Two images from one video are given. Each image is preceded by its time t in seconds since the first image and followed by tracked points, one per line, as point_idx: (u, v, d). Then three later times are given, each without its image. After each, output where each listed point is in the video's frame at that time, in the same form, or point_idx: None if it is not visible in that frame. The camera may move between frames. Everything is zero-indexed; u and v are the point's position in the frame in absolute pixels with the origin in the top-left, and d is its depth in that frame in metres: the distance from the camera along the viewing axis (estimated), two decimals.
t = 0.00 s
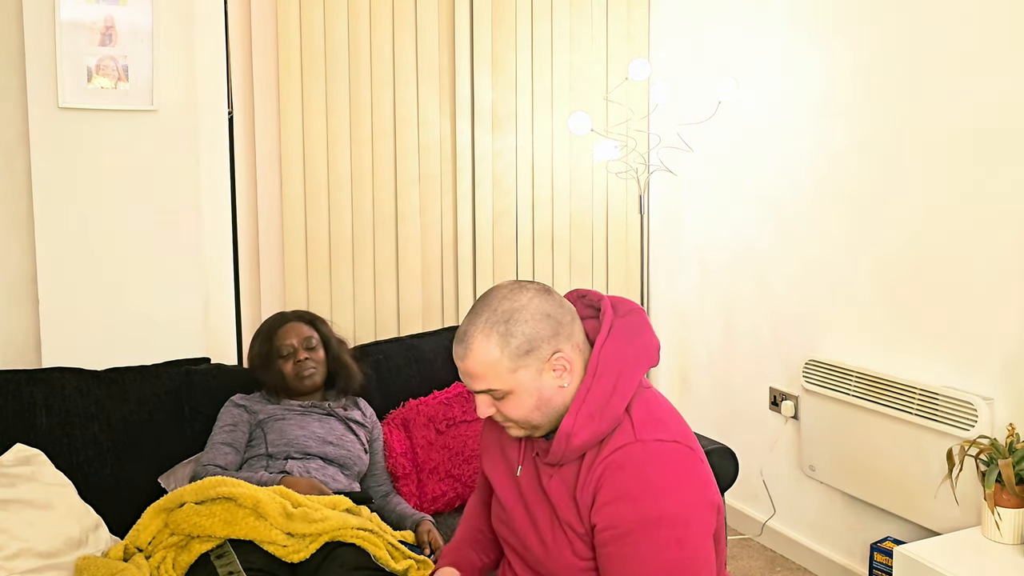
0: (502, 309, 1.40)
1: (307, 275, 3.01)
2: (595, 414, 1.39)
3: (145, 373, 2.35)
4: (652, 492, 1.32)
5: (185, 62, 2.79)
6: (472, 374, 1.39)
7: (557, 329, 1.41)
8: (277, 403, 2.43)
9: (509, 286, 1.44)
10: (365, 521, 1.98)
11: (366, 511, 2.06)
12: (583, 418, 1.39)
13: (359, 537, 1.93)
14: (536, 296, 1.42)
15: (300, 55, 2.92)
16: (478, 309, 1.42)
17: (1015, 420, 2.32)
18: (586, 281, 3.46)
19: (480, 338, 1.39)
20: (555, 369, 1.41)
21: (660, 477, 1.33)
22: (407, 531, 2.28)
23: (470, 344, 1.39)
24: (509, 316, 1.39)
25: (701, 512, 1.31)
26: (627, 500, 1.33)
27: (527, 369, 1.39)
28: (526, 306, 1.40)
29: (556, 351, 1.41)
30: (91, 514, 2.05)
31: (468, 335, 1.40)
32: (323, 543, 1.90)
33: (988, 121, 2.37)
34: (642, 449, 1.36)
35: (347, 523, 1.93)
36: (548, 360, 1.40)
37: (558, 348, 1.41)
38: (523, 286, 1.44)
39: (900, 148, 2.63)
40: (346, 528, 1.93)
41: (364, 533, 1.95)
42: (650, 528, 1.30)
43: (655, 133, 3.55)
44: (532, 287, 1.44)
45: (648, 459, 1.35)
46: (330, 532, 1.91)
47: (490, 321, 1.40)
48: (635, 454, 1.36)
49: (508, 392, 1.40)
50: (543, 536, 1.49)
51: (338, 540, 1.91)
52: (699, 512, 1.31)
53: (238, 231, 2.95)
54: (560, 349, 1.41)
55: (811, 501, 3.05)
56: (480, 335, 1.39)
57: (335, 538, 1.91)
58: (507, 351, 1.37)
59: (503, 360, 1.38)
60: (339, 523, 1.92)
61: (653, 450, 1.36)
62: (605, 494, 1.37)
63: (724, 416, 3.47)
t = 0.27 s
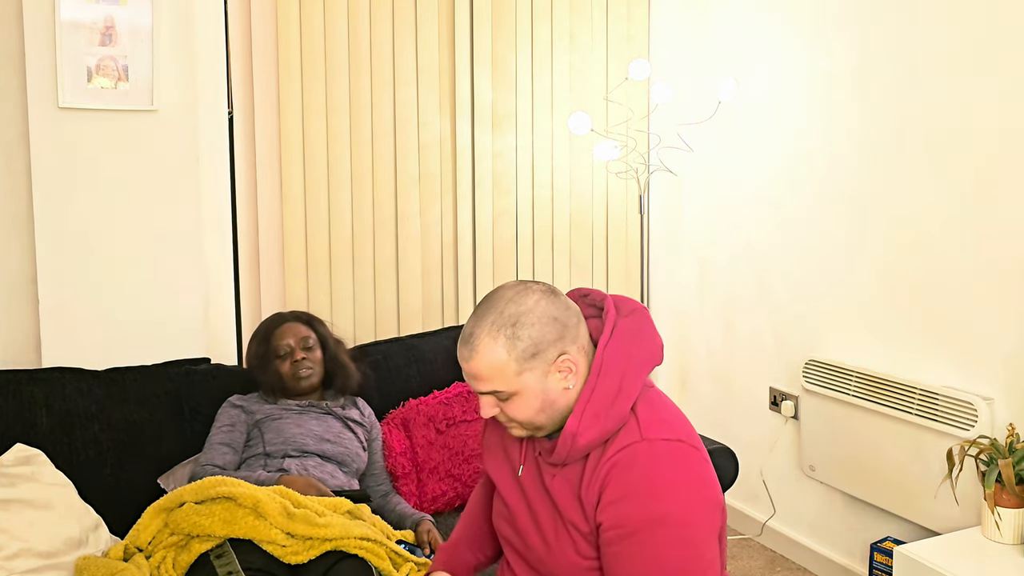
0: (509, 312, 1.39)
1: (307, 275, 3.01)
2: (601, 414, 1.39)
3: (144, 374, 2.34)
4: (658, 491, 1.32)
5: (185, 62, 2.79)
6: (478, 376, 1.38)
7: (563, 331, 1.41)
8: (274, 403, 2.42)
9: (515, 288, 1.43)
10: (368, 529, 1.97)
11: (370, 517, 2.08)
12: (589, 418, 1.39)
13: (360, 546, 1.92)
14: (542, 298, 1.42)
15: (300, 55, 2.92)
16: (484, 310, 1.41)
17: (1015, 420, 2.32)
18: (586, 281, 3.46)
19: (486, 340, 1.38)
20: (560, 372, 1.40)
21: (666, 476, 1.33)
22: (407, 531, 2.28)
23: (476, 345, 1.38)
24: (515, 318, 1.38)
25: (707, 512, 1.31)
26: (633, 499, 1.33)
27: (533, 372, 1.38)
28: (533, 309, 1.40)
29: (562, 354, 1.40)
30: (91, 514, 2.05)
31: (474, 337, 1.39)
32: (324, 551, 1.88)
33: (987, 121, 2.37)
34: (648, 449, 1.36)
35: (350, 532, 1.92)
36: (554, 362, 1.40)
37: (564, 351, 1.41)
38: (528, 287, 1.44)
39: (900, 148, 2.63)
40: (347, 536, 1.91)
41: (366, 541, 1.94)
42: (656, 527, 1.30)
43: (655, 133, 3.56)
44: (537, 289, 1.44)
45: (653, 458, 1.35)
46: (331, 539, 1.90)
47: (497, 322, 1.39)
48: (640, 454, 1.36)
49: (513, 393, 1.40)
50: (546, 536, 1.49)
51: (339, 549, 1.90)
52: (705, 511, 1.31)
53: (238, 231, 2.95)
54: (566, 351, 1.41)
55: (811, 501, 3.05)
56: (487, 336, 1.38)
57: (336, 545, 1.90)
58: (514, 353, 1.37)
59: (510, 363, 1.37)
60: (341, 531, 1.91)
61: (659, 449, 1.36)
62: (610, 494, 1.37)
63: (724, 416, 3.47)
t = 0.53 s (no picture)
0: (518, 303, 1.39)
1: (307, 275, 3.01)
2: (604, 410, 1.39)
3: (145, 374, 2.35)
4: (659, 488, 1.32)
5: (185, 62, 2.79)
6: (484, 367, 1.39)
7: (571, 325, 1.41)
8: (273, 403, 2.42)
9: (524, 281, 1.43)
10: (368, 530, 1.97)
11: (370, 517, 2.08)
12: (592, 414, 1.39)
13: (360, 548, 1.92)
14: (551, 292, 1.41)
15: (300, 55, 2.92)
16: (493, 301, 1.41)
17: (1015, 420, 2.32)
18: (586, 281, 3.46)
19: (494, 331, 1.38)
20: (566, 366, 1.41)
21: (667, 474, 1.33)
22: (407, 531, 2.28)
23: (483, 337, 1.38)
24: (524, 310, 1.38)
25: (707, 511, 1.31)
26: (633, 495, 1.33)
27: (539, 365, 1.38)
28: (542, 302, 1.40)
29: (569, 348, 1.40)
30: (91, 514, 2.05)
31: (481, 328, 1.39)
32: (324, 552, 1.88)
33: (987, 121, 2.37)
34: (650, 446, 1.36)
35: (349, 534, 1.92)
36: (560, 357, 1.40)
37: (571, 345, 1.41)
38: (538, 281, 1.44)
39: (901, 148, 2.63)
40: (347, 538, 1.91)
41: (366, 543, 1.94)
42: (655, 524, 1.30)
43: (654, 133, 3.56)
44: (547, 283, 1.43)
45: (655, 456, 1.35)
46: (331, 541, 1.90)
47: (505, 314, 1.39)
48: (643, 451, 1.36)
49: (518, 386, 1.40)
50: (545, 531, 1.48)
51: (339, 551, 1.90)
52: (704, 510, 1.31)
53: (238, 231, 2.95)
54: (573, 346, 1.41)
55: (811, 501, 3.05)
56: (494, 328, 1.38)
57: (335, 548, 1.90)
58: (521, 346, 1.37)
59: (517, 355, 1.37)
60: (341, 532, 1.91)
61: (661, 447, 1.36)
62: (611, 489, 1.36)
63: (724, 416, 3.47)
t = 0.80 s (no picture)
0: (519, 302, 1.39)
1: (307, 275, 3.01)
2: (605, 410, 1.39)
3: (145, 373, 2.35)
4: (659, 488, 1.32)
5: (185, 62, 2.79)
6: (484, 365, 1.38)
7: (572, 324, 1.40)
8: (272, 400, 2.41)
9: (526, 279, 1.43)
10: (365, 530, 1.97)
11: (368, 515, 2.09)
12: (593, 413, 1.39)
13: (358, 549, 1.92)
14: (553, 291, 1.41)
15: (300, 55, 2.92)
16: (495, 299, 1.40)
17: (1015, 420, 2.32)
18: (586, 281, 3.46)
19: (496, 330, 1.37)
20: (567, 365, 1.40)
21: (668, 475, 1.33)
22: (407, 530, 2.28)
23: (485, 335, 1.38)
24: (526, 309, 1.38)
25: (706, 512, 1.31)
26: (633, 495, 1.33)
27: (540, 364, 1.38)
28: (544, 301, 1.39)
29: (570, 347, 1.40)
30: (91, 514, 2.05)
31: (483, 326, 1.39)
32: (321, 551, 1.88)
33: (987, 121, 2.37)
34: (650, 446, 1.36)
35: (346, 534, 1.92)
36: (561, 356, 1.40)
37: (572, 344, 1.40)
38: (540, 279, 1.43)
39: (901, 147, 2.63)
40: (343, 538, 1.91)
41: (363, 543, 1.94)
42: (655, 524, 1.30)
43: (654, 133, 3.56)
44: (548, 281, 1.43)
45: (655, 456, 1.35)
46: (327, 540, 1.90)
47: (507, 312, 1.38)
48: (643, 450, 1.36)
49: (519, 385, 1.39)
50: (543, 530, 1.48)
51: (337, 551, 1.90)
52: (703, 511, 1.31)
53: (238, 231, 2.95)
54: (574, 345, 1.41)
55: (811, 500, 3.05)
56: (496, 326, 1.37)
57: (332, 548, 1.89)
58: (523, 344, 1.36)
59: (518, 354, 1.36)
60: (337, 532, 1.91)
61: (662, 447, 1.36)
62: (610, 488, 1.36)
63: (724, 416, 3.47)
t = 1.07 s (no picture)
0: (519, 304, 1.38)
1: (307, 275, 3.01)
2: (606, 412, 1.39)
3: (144, 373, 2.35)
4: (660, 490, 1.31)
5: (185, 63, 2.79)
6: (485, 368, 1.37)
7: (573, 327, 1.39)
8: (270, 400, 2.41)
9: (526, 281, 1.42)
10: (365, 531, 1.97)
11: (366, 514, 2.09)
12: (594, 414, 1.39)
13: (357, 550, 1.92)
14: (553, 293, 1.40)
15: (300, 55, 2.92)
16: (494, 302, 1.39)
17: (1015, 420, 2.32)
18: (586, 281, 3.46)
19: (495, 333, 1.36)
20: (567, 367, 1.39)
21: (668, 476, 1.32)
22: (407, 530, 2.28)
23: (484, 338, 1.37)
24: (525, 312, 1.37)
25: (707, 514, 1.31)
26: (634, 497, 1.33)
27: (541, 367, 1.37)
28: (544, 303, 1.38)
29: (570, 349, 1.39)
30: (91, 514, 2.06)
31: (482, 329, 1.38)
32: (319, 552, 1.88)
33: (987, 121, 2.37)
34: (651, 448, 1.36)
35: (345, 534, 1.91)
36: (562, 358, 1.39)
37: (572, 347, 1.39)
38: (539, 281, 1.42)
39: (901, 147, 2.63)
40: (343, 538, 1.91)
41: (363, 544, 1.94)
42: (655, 526, 1.29)
43: (655, 133, 3.57)
44: (548, 283, 1.42)
45: (656, 458, 1.34)
46: (326, 541, 1.90)
47: (507, 315, 1.37)
48: (644, 452, 1.36)
49: (519, 388, 1.39)
50: (545, 531, 1.48)
51: (336, 552, 1.90)
52: (704, 514, 1.31)
53: (238, 231, 2.95)
54: (574, 347, 1.40)
55: (811, 500, 3.05)
56: (496, 329, 1.37)
57: (330, 549, 1.89)
58: (523, 347, 1.35)
59: (518, 357, 1.36)
60: (336, 533, 1.91)
61: (663, 449, 1.35)
62: (611, 490, 1.36)
63: (724, 416, 3.47)
